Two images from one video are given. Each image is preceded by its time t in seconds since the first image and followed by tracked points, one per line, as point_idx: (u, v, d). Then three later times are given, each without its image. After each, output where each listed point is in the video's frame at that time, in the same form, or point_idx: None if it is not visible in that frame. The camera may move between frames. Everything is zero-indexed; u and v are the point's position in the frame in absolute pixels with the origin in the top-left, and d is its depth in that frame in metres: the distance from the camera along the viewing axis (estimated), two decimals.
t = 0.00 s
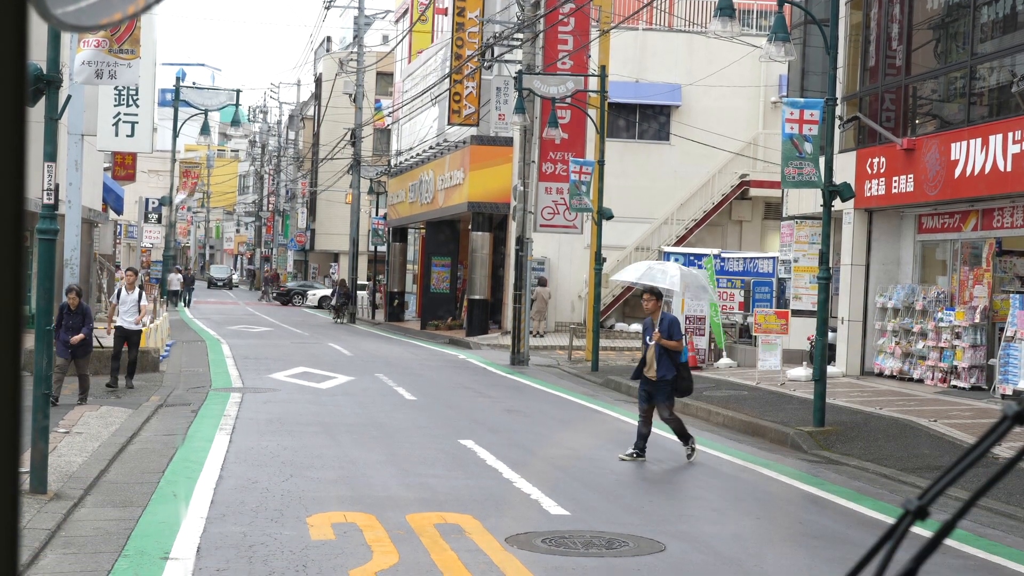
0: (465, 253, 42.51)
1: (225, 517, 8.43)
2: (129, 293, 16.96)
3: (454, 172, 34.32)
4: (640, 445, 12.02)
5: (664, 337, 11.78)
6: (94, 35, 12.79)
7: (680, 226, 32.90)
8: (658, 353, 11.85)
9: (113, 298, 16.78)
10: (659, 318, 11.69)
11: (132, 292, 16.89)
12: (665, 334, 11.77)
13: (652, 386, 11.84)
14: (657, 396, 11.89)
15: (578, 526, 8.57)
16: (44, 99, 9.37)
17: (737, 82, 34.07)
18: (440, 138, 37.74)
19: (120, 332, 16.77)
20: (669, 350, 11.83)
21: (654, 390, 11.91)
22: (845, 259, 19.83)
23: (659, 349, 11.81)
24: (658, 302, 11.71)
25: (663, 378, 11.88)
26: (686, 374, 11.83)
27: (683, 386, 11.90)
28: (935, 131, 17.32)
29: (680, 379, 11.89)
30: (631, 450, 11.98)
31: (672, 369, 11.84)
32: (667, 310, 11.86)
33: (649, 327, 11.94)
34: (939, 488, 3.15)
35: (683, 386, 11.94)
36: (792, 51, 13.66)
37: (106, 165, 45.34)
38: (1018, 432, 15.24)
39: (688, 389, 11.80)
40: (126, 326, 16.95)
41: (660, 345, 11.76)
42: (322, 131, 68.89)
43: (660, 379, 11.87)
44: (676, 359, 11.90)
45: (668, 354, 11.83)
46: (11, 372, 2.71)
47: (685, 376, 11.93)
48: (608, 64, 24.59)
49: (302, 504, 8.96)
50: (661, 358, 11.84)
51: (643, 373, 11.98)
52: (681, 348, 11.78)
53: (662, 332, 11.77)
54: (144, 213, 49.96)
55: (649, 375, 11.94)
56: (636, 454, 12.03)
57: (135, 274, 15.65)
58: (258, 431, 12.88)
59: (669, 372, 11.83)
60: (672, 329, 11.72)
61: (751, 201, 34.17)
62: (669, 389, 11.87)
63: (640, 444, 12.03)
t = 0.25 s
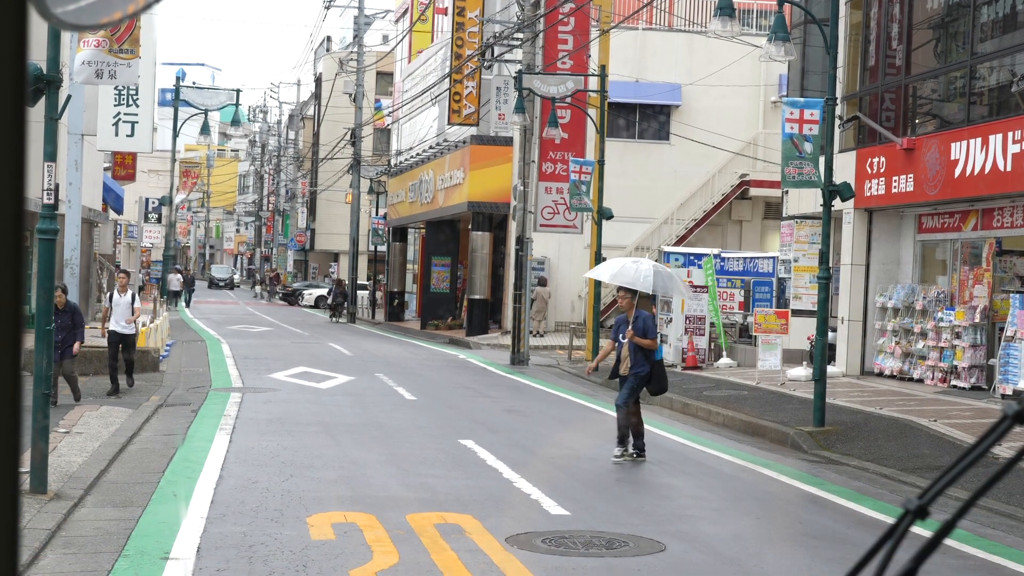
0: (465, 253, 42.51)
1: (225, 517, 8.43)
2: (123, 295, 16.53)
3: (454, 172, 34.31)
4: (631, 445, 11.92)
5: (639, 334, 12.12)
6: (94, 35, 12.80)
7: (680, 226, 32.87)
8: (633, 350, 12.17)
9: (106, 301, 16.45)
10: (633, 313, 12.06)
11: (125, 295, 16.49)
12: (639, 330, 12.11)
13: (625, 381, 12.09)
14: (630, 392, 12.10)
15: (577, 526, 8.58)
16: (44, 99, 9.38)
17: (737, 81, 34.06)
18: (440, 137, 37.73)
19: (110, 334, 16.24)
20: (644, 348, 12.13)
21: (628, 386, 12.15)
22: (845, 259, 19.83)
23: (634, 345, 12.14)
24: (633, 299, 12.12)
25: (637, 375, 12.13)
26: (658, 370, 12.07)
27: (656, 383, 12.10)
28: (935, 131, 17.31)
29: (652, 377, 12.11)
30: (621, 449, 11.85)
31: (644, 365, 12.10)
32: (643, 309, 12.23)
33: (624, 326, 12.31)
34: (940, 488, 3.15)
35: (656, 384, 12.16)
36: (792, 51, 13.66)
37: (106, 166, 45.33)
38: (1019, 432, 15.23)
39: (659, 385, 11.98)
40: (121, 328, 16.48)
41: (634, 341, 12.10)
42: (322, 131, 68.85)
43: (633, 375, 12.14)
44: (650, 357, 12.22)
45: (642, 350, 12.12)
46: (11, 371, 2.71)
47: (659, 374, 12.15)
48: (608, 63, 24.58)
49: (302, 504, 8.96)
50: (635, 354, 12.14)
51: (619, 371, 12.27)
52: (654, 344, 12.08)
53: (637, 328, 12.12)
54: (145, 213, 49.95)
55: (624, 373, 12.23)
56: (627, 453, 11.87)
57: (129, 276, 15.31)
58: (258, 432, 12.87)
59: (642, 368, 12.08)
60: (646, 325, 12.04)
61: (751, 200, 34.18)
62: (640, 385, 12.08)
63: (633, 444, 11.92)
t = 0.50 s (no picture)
0: (465, 252, 42.53)
1: (225, 517, 8.42)
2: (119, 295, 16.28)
3: (454, 172, 34.33)
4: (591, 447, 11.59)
5: (610, 337, 11.63)
6: (95, 35, 12.80)
7: (680, 226, 32.88)
8: (604, 352, 11.69)
9: (101, 302, 16.23)
10: (606, 316, 11.54)
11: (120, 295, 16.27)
12: (611, 334, 11.62)
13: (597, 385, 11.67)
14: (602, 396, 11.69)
15: (578, 526, 8.57)
16: (43, 99, 9.37)
17: (737, 81, 34.06)
18: (440, 137, 37.74)
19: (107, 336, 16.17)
20: (616, 350, 11.66)
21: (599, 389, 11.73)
22: (845, 259, 19.83)
23: (605, 348, 11.66)
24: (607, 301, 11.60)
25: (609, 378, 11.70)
26: (632, 374, 11.67)
27: (628, 387, 11.71)
28: (936, 131, 17.31)
29: (625, 380, 11.71)
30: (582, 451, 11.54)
31: (617, 369, 11.67)
32: (615, 309, 11.70)
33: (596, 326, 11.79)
34: (940, 487, 3.15)
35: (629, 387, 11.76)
36: (792, 51, 13.66)
37: (106, 166, 45.34)
38: (1019, 431, 15.23)
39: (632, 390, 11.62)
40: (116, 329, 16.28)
41: (606, 344, 11.61)
42: (322, 130, 68.85)
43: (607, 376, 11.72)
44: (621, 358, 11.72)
45: (614, 353, 11.65)
46: (11, 370, 2.71)
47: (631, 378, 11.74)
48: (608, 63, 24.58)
49: (302, 504, 8.96)
50: (607, 357, 11.68)
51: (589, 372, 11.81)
52: (628, 348, 11.61)
53: (609, 331, 11.62)
54: (144, 214, 49.95)
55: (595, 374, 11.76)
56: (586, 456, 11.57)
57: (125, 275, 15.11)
58: (258, 431, 12.86)
59: (615, 372, 11.66)
60: (620, 329, 11.56)
61: (751, 200, 34.19)
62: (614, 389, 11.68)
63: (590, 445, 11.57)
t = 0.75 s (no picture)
0: (466, 252, 42.53)
1: (225, 517, 8.42)
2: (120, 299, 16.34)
3: (454, 171, 34.33)
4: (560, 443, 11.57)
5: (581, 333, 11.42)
6: (95, 35, 12.80)
7: (680, 225, 32.84)
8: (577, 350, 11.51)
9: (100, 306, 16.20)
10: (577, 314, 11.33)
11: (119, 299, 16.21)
12: (583, 330, 11.40)
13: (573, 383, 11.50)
14: (579, 394, 11.53)
15: (578, 525, 8.57)
16: (43, 100, 9.37)
17: (737, 81, 34.05)
18: (440, 137, 37.72)
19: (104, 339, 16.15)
20: (589, 347, 11.47)
21: (576, 387, 11.57)
22: (845, 259, 19.83)
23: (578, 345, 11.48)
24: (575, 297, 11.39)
25: (585, 375, 11.54)
26: (609, 370, 11.49)
27: (606, 383, 11.53)
28: (936, 130, 17.31)
29: (603, 376, 11.53)
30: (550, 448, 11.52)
31: (592, 365, 11.49)
32: (587, 304, 11.49)
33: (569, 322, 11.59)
34: (940, 487, 3.15)
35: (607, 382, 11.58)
36: (792, 50, 13.65)
37: (106, 165, 45.31)
38: (1019, 431, 15.22)
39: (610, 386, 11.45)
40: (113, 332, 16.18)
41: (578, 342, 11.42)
42: (322, 130, 68.81)
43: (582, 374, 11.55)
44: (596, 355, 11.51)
45: (588, 350, 11.47)
46: (10, 369, 2.71)
47: (609, 373, 11.56)
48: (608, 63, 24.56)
49: (302, 504, 8.96)
50: (581, 354, 11.50)
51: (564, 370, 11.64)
52: (601, 344, 11.41)
53: (580, 328, 11.41)
54: (144, 214, 49.92)
55: (570, 372, 11.60)
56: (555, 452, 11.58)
57: (125, 279, 14.91)
58: (259, 431, 12.86)
59: (591, 369, 11.48)
60: (592, 326, 11.34)
61: (751, 200, 34.18)
62: (591, 386, 11.51)
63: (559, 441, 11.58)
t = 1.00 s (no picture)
0: (466, 252, 42.54)
1: (225, 516, 8.43)
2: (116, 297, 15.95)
3: (454, 171, 34.33)
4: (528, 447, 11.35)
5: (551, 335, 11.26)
6: (95, 35, 12.81)
7: (680, 225, 32.83)
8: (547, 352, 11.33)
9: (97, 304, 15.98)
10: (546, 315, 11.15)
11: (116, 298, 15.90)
12: (552, 332, 11.24)
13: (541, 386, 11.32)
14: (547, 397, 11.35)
15: (578, 525, 8.57)
16: (43, 99, 9.37)
17: (737, 80, 34.05)
18: (440, 137, 37.73)
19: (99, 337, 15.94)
20: (559, 348, 11.29)
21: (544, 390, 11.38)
22: (845, 259, 19.82)
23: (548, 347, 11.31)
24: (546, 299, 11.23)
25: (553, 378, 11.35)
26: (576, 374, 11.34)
27: (573, 387, 11.37)
28: (936, 130, 17.32)
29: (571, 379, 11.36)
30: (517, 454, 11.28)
31: (561, 368, 11.31)
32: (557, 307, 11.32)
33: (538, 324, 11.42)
34: (940, 487, 3.15)
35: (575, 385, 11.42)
36: (792, 50, 13.66)
37: (106, 165, 45.30)
38: (1019, 431, 15.21)
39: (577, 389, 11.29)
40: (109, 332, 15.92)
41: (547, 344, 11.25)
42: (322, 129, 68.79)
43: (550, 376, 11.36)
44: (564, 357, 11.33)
45: (557, 352, 11.30)
46: (10, 366, 2.72)
47: (577, 376, 11.40)
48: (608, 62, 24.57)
49: (302, 504, 8.96)
50: (550, 356, 11.32)
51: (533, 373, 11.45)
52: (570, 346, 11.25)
53: (550, 330, 11.25)
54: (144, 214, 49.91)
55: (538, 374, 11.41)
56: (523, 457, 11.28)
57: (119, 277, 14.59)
58: (259, 431, 12.86)
59: (559, 372, 11.31)
60: (561, 328, 11.18)
61: (751, 199, 34.18)
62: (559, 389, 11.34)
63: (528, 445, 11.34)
